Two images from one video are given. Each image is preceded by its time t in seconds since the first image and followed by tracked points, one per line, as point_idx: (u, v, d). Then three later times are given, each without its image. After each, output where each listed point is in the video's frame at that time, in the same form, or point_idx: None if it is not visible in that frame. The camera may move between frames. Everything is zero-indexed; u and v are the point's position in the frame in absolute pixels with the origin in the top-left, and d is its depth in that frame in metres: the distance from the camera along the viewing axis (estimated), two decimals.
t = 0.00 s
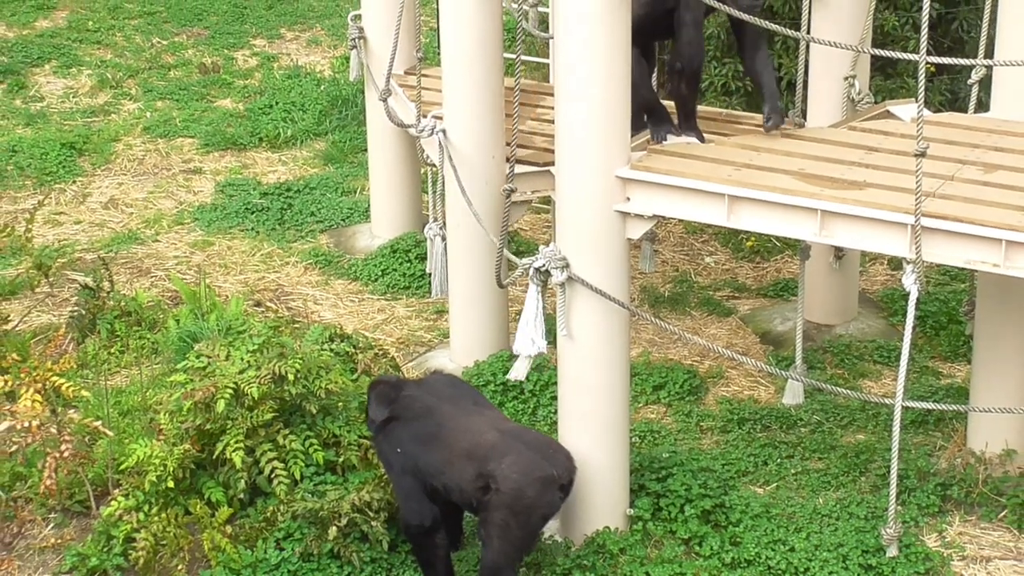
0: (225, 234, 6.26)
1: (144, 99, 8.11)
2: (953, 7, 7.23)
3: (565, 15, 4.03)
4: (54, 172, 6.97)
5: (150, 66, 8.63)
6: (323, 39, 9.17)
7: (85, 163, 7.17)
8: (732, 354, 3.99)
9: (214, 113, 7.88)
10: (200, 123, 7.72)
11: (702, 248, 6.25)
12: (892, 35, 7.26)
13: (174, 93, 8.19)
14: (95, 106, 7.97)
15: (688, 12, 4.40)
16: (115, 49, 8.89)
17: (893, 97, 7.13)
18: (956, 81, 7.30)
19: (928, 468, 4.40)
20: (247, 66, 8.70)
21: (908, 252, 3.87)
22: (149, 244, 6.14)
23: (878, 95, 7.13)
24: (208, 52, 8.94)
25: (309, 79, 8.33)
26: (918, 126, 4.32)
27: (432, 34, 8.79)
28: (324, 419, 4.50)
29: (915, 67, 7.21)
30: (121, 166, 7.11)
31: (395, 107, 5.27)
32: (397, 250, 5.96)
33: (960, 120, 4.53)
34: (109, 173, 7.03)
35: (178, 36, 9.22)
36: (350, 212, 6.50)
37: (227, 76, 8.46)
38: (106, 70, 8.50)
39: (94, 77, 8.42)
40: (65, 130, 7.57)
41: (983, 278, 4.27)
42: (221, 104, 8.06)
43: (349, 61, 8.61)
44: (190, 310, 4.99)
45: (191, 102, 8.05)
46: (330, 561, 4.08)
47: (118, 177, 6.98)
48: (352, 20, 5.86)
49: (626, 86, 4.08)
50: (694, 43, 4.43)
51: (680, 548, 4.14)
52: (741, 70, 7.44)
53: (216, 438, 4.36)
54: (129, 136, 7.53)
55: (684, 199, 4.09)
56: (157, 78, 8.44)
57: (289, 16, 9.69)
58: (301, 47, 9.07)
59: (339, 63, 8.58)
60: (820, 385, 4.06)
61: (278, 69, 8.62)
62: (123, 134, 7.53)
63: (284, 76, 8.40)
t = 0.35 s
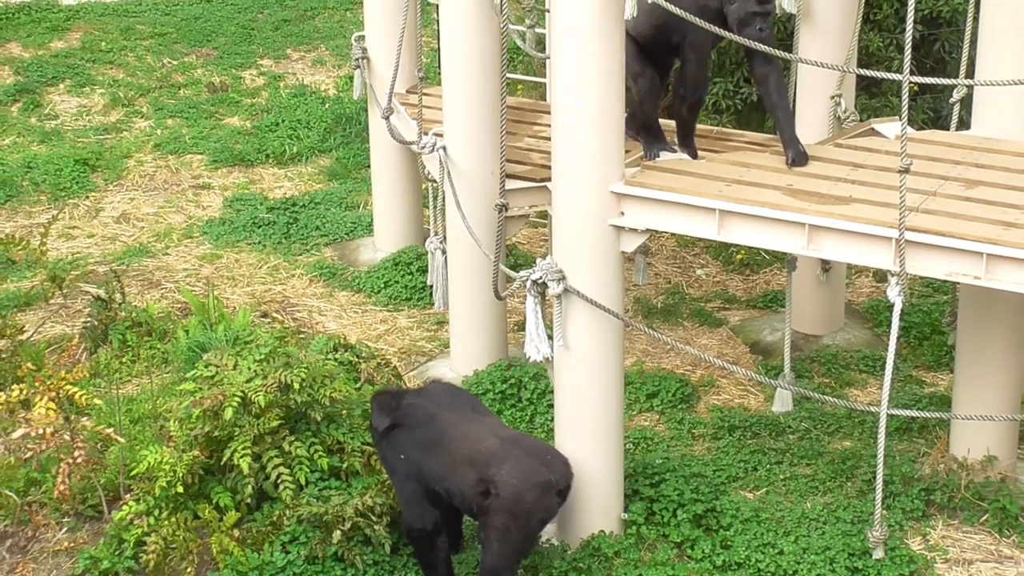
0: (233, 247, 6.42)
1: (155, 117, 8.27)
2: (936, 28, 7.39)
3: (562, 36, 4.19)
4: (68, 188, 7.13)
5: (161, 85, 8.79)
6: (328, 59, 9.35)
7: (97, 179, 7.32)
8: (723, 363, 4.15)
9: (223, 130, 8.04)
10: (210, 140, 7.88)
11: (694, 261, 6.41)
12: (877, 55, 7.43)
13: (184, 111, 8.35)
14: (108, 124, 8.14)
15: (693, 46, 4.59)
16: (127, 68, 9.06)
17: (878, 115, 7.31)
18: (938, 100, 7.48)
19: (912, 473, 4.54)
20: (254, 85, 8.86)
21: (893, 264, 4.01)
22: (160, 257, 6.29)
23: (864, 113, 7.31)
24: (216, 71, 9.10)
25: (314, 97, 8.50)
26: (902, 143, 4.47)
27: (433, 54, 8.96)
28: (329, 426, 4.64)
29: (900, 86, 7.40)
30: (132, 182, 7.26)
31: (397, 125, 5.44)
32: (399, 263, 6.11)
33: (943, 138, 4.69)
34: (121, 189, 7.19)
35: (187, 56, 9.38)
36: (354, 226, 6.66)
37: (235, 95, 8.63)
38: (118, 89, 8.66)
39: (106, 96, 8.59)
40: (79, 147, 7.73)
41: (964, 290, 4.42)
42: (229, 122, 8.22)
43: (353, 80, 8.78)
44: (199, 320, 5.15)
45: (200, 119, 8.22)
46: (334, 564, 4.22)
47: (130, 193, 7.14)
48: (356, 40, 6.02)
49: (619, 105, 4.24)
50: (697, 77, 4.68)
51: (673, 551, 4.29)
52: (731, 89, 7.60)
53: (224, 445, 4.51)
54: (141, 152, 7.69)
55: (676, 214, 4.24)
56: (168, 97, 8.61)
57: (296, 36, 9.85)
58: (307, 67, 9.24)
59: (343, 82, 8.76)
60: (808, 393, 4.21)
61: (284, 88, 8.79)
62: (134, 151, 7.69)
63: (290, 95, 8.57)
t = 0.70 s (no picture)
0: (237, 260, 6.58)
1: (162, 135, 8.44)
2: (917, 48, 7.57)
3: (555, 58, 4.35)
4: (78, 203, 7.29)
5: (168, 103, 8.96)
6: (329, 79, 9.52)
7: (107, 194, 7.48)
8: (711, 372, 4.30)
9: (228, 148, 8.21)
10: (215, 157, 8.04)
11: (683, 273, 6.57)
12: (860, 74, 7.60)
13: (191, 129, 8.51)
14: (117, 142, 8.30)
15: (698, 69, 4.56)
16: (136, 88, 9.23)
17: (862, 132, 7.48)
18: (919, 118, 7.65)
19: (894, 478, 4.70)
20: (258, 103, 9.03)
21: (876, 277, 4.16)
22: (167, 270, 6.45)
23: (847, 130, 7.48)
24: (222, 91, 9.26)
25: (316, 116, 8.67)
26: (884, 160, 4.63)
27: (431, 74, 9.14)
28: (330, 433, 4.80)
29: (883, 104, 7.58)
30: (141, 198, 7.42)
31: (396, 142, 5.60)
32: (398, 275, 6.27)
33: (924, 155, 4.85)
34: (129, 204, 7.34)
35: (194, 76, 9.55)
36: (355, 240, 6.82)
37: (240, 113, 8.80)
38: (127, 108, 8.83)
39: (115, 115, 8.75)
40: (89, 164, 7.89)
41: (944, 302, 4.58)
42: (234, 140, 8.38)
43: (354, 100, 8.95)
44: (205, 332, 5.31)
45: (206, 137, 8.38)
46: (336, 567, 4.36)
47: (139, 208, 7.30)
48: (357, 61, 6.19)
49: (611, 123, 4.39)
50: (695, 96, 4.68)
51: (664, 554, 4.43)
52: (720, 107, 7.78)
53: (229, 451, 4.65)
54: (149, 169, 7.85)
55: (666, 228, 4.39)
56: (175, 115, 8.77)
57: (299, 56, 10.02)
58: (309, 87, 9.41)
59: (344, 101, 8.93)
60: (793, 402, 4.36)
61: (287, 107, 8.97)
62: (142, 168, 7.85)
63: (293, 113, 8.75)
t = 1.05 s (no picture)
0: (244, 266, 6.74)
1: (171, 145, 8.60)
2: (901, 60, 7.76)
3: (551, 70, 4.51)
4: (89, 211, 7.45)
5: (177, 114, 9.11)
6: (333, 90, 9.69)
7: (117, 202, 7.64)
8: (701, 373, 4.45)
9: (235, 157, 8.37)
10: (222, 166, 8.20)
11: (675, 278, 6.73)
12: (846, 86, 7.78)
13: (198, 139, 8.67)
14: (127, 151, 8.46)
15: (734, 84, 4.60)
16: (145, 99, 9.39)
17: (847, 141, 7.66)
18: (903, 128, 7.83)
19: (879, 476, 4.87)
20: (264, 114, 9.20)
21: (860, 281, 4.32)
22: (176, 275, 6.61)
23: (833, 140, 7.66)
24: (229, 102, 9.42)
25: (320, 126, 8.84)
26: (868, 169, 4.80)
27: (431, 85, 9.31)
28: (334, 433, 4.96)
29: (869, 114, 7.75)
30: (150, 206, 7.58)
31: (397, 151, 5.76)
32: (400, 280, 6.44)
33: (906, 164, 5.03)
34: (139, 212, 7.50)
35: (202, 88, 9.71)
36: (357, 246, 6.98)
37: (246, 123, 8.96)
38: (137, 119, 8.99)
39: (126, 125, 8.91)
40: (99, 173, 8.05)
41: (926, 306, 4.74)
42: (240, 149, 8.54)
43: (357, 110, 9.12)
44: (212, 335, 5.47)
45: (214, 146, 8.54)
46: (339, 563, 4.52)
47: (149, 215, 7.45)
48: (359, 73, 6.35)
49: (604, 133, 4.55)
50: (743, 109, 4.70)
51: (656, 550, 4.59)
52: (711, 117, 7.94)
53: (236, 451, 4.81)
54: (158, 178, 8.00)
55: (658, 235, 4.55)
56: (183, 125, 8.93)
57: (303, 69, 10.19)
58: (313, 98, 9.57)
59: (347, 111, 9.10)
60: (781, 402, 4.52)
61: (292, 117, 9.13)
62: (152, 177, 8.01)
63: (297, 123, 8.92)
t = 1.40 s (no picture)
0: (246, 275, 6.90)
1: (176, 158, 8.77)
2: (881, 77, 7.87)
3: (542, 87, 4.68)
4: (97, 222, 7.61)
5: (181, 128, 9.28)
6: (332, 106, 9.86)
7: (124, 214, 7.80)
8: (688, 378, 4.62)
9: (237, 170, 8.53)
10: (226, 179, 8.37)
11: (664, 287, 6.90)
12: (828, 101, 7.95)
13: (202, 152, 8.84)
14: (133, 164, 8.63)
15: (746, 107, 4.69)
16: (150, 114, 9.56)
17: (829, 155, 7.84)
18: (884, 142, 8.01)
19: (860, 478, 5.04)
20: (266, 128, 9.37)
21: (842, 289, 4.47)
22: (180, 284, 6.78)
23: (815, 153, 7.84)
24: (232, 116, 9.59)
25: (320, 140, 9.01)
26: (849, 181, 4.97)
27: (427, 100, 9.49)
28: (334, 438, 5.12)
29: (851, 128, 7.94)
30: (156, 217, 7.74)
31: (395, 165, 5.92)
32: (397, 289, 6.60)
33: (886, 176, 5.20)
34: (145, 223, 7.67)
35: (205, 103, 9.89)
36: (356, 256, 7.14)
37: (248, 137, 9.13)
38: (143, 133, 9.15)
39: (132, 139, 9.08)
40: (107, 185, 8.22)
41: (905, 313, 4.91)
42: (242, 163, 8.71)
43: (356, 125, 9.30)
44: (216, 343, 5.63)
45: (217, 160, 8.71)
46: (338, 562, 4.68)
47: (154, 226, 7.62)
48: (359, 89, 6.51)
49: (594, 148, 4.71)
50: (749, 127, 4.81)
51: (645, 550, 4.75)
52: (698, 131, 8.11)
53: (238, 454, 4.97)
54: (163, 190, 8.16)
55: (647, 245, 4.72)
56: (188, 139, 9.10)
57: (303, 84, 10.36)
58: (313, 113, 9.74)
59: (346, 126, 9.28)
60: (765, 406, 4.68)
61: (293, 132, 9.30)
62: (157, 189, 8.17)
63: (298, 138, 9.09)
